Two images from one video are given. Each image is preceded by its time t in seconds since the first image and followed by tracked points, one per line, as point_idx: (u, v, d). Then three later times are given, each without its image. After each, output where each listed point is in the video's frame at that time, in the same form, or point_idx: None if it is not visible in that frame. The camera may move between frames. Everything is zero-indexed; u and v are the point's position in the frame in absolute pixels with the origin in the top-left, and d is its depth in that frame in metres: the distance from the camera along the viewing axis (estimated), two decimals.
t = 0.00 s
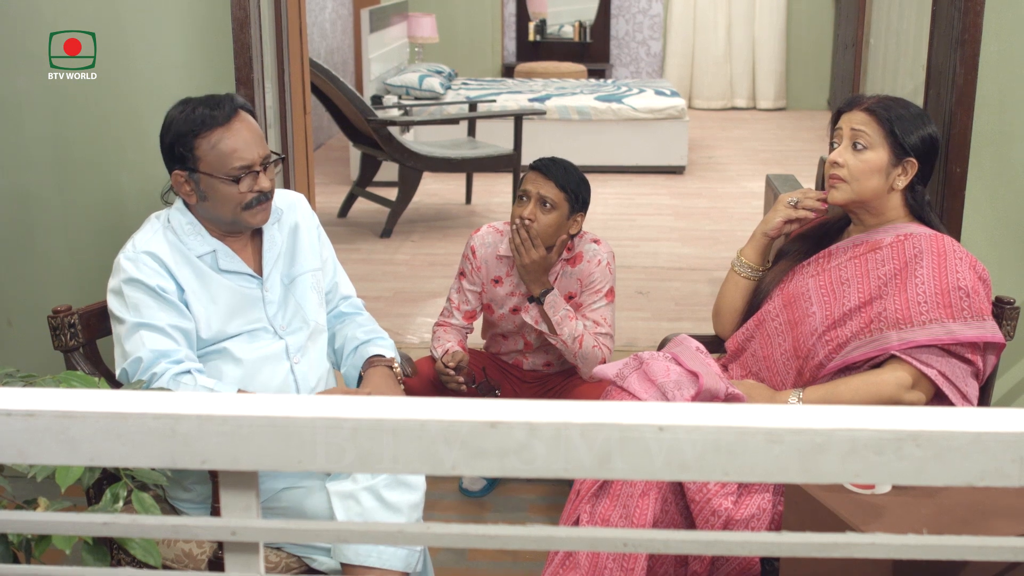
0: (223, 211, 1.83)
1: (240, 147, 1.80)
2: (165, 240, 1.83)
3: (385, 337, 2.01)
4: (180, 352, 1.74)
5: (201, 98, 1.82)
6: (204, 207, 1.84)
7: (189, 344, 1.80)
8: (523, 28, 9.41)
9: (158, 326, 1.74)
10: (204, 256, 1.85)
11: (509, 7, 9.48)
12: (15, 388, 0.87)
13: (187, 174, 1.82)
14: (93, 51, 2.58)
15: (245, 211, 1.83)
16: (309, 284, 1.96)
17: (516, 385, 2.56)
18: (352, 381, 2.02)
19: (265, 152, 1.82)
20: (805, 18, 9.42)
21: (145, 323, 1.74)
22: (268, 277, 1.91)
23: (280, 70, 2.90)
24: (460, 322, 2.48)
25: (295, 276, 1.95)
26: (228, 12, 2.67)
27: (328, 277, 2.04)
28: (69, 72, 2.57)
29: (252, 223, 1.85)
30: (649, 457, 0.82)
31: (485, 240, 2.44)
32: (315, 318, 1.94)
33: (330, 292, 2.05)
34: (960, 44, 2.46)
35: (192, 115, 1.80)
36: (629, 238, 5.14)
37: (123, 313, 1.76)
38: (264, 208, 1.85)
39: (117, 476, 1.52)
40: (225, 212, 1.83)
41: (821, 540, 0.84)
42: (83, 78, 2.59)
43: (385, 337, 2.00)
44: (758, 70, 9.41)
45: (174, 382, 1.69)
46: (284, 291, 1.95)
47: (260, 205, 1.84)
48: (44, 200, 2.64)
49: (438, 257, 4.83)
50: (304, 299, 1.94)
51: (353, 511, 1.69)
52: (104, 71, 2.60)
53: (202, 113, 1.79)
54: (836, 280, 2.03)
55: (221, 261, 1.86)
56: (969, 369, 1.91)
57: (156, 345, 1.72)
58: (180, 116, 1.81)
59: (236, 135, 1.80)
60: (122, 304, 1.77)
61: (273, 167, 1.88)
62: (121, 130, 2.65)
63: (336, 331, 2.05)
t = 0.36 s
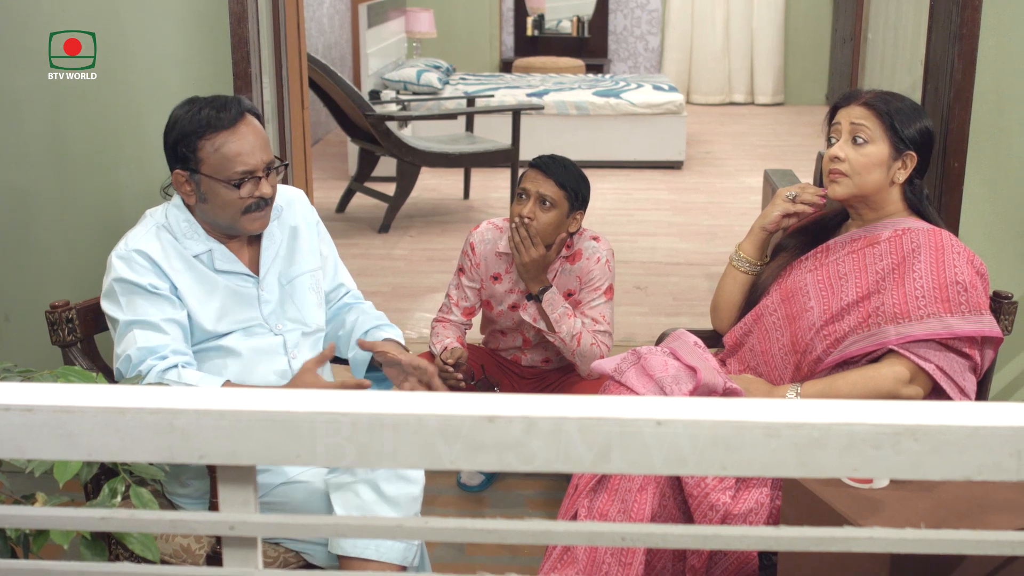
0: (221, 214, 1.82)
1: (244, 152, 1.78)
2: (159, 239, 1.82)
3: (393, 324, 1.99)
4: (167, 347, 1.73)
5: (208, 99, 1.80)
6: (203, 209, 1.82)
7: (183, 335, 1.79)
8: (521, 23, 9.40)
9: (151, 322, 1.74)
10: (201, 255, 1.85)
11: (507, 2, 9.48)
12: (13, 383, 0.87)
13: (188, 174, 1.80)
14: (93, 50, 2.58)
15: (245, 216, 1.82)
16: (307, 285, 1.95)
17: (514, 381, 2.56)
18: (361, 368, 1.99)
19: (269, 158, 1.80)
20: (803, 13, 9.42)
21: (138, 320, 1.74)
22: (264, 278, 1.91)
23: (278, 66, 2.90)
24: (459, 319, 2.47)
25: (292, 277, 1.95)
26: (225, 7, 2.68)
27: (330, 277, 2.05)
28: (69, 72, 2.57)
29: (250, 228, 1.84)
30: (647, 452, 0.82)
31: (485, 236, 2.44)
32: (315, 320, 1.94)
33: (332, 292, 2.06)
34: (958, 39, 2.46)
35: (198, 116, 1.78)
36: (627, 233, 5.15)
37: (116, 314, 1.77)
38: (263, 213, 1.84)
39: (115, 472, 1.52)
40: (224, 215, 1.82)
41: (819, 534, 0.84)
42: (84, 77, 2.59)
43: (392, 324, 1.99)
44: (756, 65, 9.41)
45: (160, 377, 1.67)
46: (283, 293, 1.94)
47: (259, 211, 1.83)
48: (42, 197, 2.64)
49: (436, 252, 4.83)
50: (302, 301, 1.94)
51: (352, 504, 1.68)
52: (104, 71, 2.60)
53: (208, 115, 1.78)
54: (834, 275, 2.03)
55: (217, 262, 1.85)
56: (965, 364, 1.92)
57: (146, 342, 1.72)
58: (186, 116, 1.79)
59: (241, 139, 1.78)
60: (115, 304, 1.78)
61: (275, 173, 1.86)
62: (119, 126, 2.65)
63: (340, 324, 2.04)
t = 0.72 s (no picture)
0: (242, 173, 1.86)
1: (249, 111, 1.89)
2: (159, 232, 1.83)
3: (383, 322, 1.99)
4: (165, 340, 1.72)
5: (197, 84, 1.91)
6: (222, 174, 1.86)
7: (183, 329, 1.78)
8: (519, 22, 9.41)
9: (150, 316, 1.73)
10: (201, 248, 1.86)
11: (506, 1, 9.48)
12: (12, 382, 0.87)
13: (202, 142, 1.85)
14: (93, 51, 2.58)
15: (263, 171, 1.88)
16: (303, 279, 1.96)
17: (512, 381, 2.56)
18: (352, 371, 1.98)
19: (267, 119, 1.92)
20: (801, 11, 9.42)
21: (135, 316, 1.73)
22: (263, 272, 1.91)
23: (276, 64, 2.90)
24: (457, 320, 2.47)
25: (289, 272, 1.96)
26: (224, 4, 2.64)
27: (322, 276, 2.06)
28: (69, 72, 2.58)
29: (268, 187, 1.89)
30: (645, 451, 0.82)
31: (483, 236, 2.45)
32: (310, 313, 1.95)
33: (326, 290, 2.07)
34: (955, 38, 2.46)
35: (196, 90, 1.88)
36: (625, 231, 5.15)
37: (114, 313, 1.76)
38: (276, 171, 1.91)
39: (114, 470, 1.52)
40: (245, 175, 1.86)
41: (816, 533, 0.85)
42: (84, 78, 2.59)
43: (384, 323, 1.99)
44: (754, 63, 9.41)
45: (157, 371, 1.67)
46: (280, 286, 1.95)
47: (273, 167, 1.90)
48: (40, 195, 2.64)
49: (435, 251, 4.83)
50: (298, 296, 1.95)
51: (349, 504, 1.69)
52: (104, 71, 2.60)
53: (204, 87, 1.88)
54: (832, 274, 2.03)
55: (217, 254, 1.86)
56: (964, 362, 1.92)
57: (143, 336, 1.71)
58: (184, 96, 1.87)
59: (242, 102, 1.89)
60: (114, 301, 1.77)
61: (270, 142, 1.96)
62: (117, 126, 2.64)
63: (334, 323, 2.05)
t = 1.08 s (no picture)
0: (246, 177, 1.86)
1: (252, 114, 1.88)
2: (161, 230, 1.83)
3: (387, 330, 1.99)
4: (168, 341, 1.73)
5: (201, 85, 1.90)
6: (227, 179, 1.86)
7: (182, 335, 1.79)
8: (519, 22, 9.41)
9: (150, 315, 1.74)
10: (203, 247, 1.85)
11: (506, 1, 9.48)
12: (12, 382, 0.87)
13: (206, 146, 1.85)
14: (93, 50, 2.58)
15: (268, 175, 1.88)
16: (304, 279, 1.96)
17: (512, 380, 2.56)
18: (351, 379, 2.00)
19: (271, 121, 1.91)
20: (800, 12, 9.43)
21: (136, 312, 1.73)
22: (264, 273, 1.91)
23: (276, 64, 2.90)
24: (456, 320, 2.48)
25: (290, 273, 1.96)
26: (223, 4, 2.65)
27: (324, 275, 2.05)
28: (69, 72, 2.58)
29: (273, 190, 1.89)
30: (645, 451, 0.82)
31: (482, 236, 2.45)
32: (311, 314, 1.94)
33: (328, 290, 2.06)
34: (954, 38, 2.47)
35: (201, 93, 1.86)
36: (625, 231, 5.15)
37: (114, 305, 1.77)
38: (280, 173, 1.91)
39: (113, 470, 1.52)
40: (249, 180, 1.86)
41: (816, 533, 0.85)
42: (84, 78, 2.59)
43: (387, 330, 1.99)
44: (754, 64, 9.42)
45: (159, 371, 1.68)
46: (281, 287, 1.95)
47: (277, 170, 1.90)
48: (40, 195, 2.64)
49: (435, 251, 4.83)
50: (299, 295, 1.94)
51: (350, 504, 1.69)
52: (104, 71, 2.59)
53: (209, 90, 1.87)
54: (831, 274, 2.03)
55: (219, 253, 1.86)
56: (964, 362, 1.92)
57: (147, 333, 1.72)
58: (189, 99, 1.87)
59: (245, 105, 1.89)
60: (115, 297, 1.77)
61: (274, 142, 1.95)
62: (117, 126, 2.64)
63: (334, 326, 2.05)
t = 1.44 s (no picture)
0: (243, 187, 1.85)
1: (240, 121, 1.85)
2: (159, 234, 1.83)
3: (385, 332, 2.00)
4: (176, 347, 1.74)
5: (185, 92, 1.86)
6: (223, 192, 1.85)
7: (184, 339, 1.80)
8: (520, 22, 9.41)
9: (154, 321, 1.74)
10: (201, 250, 1.86)
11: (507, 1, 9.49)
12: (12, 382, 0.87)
13: (199, 162, 1.82)
14: (93, 50, 2.58)
15: (263, 181, 1.87)
16: (306, 282, 1.97)
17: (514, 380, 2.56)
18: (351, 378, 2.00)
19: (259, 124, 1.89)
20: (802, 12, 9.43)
21: (140, 317, 1.73)
22: (264, 274, 1.91)
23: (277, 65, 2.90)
24: (455, 322, 2.48)
25: (291, 275, 1.96)
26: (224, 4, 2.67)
27: (327, 274, 2.05)
28: (69, 72, 2.58)
29: (270, 194, 1.89)
30: (645, 451, 0.82)
31: (477, 237, 2.45)
32: (314, 316, 1.94)
33: (330, 289, 2.06)
34: (956, 38, 2.46)
35: (186, 104, 1.83)
36: (626, 231, 5.15)
37: (116, 309, 1.76)
38: (275, 176, 1.90)
39: (114, 470, 1.52)
40: (246, 190, 1.85)
41: (817, 533, 0.85)
42: (84, 78, 2.59)
43: (385, 332, 1.99)
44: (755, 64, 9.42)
45: (168, 374, 1.68)
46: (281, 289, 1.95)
47: (272, 174, 1.89)
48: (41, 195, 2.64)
49: (436, 251, 4.83)
50: (300, 298, 1.95)
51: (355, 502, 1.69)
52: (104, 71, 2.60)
53: (194, 100, 1.83)
54: (833, 274, 2.03)
55: (217, 256, 1.86)
56: (965, 362, 1.92)
57: (152, 339, 1.72)
58: (175, 111, 1.83)
59: (231, 113, 1.85)
60: (116, 301, 1.77)
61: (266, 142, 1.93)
62: (118, 126, 2.64)
63: (334, 327, 2.05)
